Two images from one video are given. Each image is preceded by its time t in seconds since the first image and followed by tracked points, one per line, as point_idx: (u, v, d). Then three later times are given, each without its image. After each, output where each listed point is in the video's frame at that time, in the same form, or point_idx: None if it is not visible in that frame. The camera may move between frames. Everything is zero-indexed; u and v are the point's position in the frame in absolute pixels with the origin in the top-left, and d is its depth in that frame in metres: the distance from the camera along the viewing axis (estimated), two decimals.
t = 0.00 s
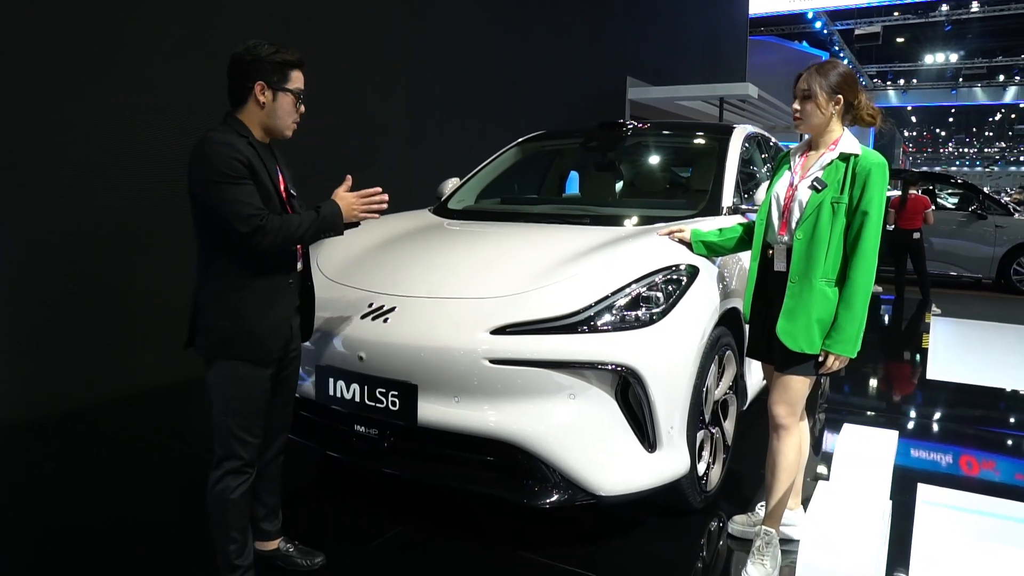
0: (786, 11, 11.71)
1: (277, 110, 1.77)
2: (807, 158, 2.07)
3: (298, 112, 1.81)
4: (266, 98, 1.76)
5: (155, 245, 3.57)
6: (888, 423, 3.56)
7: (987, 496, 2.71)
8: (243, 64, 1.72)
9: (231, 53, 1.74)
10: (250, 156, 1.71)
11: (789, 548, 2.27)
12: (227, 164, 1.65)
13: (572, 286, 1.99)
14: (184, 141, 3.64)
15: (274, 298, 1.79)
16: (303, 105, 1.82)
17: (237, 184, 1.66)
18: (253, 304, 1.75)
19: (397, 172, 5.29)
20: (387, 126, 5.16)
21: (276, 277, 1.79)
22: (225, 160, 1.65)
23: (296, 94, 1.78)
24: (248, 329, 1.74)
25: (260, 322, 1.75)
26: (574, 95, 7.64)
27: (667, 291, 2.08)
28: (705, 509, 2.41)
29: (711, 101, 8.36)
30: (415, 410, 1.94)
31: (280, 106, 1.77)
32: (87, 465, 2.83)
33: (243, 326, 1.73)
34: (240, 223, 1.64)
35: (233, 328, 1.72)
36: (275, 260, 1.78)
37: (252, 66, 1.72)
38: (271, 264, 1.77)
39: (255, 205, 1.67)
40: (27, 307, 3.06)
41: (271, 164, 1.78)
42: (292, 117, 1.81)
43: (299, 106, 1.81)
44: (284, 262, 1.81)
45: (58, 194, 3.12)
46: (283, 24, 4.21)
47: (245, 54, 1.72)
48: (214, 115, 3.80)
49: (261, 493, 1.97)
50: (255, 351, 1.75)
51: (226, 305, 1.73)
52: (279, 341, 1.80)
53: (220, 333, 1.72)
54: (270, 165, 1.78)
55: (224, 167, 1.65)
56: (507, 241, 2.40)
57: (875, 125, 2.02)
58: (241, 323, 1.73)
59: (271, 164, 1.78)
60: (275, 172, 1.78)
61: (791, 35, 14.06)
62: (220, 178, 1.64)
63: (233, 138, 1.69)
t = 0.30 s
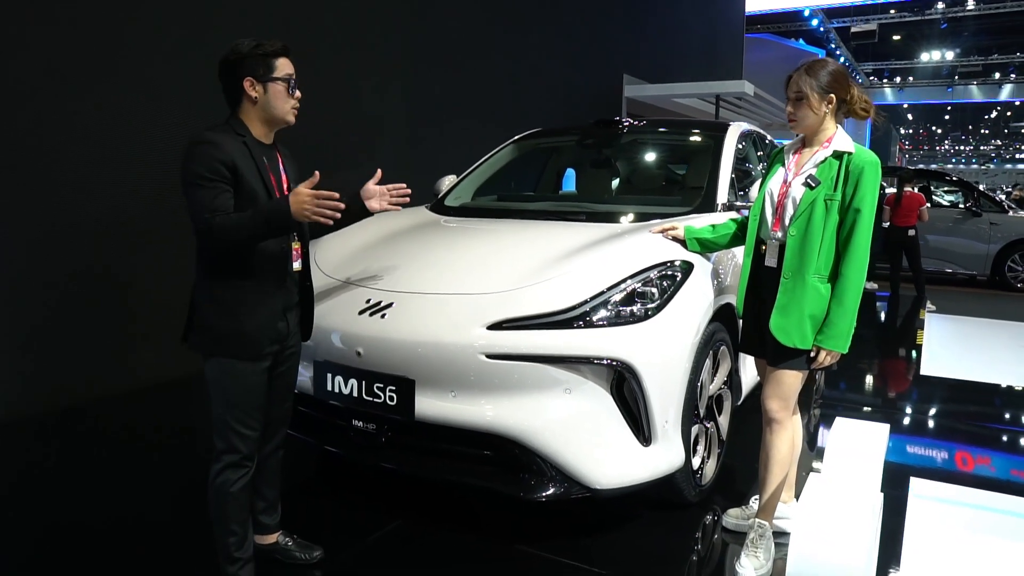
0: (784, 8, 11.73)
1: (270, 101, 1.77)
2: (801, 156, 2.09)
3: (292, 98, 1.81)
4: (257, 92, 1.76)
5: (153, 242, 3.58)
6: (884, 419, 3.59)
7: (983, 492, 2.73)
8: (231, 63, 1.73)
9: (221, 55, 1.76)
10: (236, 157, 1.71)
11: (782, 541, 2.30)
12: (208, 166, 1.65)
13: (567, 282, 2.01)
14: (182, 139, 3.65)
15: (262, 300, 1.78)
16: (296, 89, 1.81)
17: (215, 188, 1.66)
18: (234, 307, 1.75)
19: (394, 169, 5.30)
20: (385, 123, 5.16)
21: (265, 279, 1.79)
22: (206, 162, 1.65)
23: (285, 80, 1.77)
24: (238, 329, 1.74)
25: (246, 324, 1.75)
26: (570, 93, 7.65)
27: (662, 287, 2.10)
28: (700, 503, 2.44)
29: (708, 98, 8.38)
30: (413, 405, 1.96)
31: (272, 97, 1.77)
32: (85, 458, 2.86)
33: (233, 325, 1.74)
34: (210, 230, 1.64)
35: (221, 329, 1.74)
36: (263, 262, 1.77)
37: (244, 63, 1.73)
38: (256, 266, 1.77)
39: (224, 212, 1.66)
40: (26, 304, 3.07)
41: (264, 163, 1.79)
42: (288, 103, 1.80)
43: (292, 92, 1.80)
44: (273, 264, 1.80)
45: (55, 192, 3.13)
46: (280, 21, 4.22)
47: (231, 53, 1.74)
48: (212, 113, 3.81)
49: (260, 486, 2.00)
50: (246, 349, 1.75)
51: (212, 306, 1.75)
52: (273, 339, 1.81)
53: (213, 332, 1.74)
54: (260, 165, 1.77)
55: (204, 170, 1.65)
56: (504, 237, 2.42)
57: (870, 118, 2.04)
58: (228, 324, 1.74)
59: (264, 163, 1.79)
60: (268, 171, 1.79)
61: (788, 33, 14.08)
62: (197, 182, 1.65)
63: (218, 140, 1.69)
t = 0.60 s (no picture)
0: (781, 6, 11.75)
1: (265, 98, 1.78)
2: (795, 152, 2.11)
3: (287, 94, 1.81)
4: (252, 89, 1.78)
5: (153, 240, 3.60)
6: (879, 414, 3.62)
7: (979, 487, 2.76)
8: (226, 61, 1.75)
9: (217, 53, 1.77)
10: (230, 155, 1.71)
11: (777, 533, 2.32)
12: (201, 163, 1.66)
13: (564, 277, 2.03)
14: (180, 135, 3.66)
15: (257, 296, 1.79)
16: (291, 84, 1.82)
17: (208, 185, 1.67)
18: (229, 303, 1.75)
19: (392, 166, 5.31)
20: (383, 119, 5.17)
21: (261, 275, 1.79)
22: (199, 160, 1.67)
23: (279, 75, 1.78)
24: (234, 324, 1.75)
25: (242, 319, 1.76)
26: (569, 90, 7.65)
27: (658, 281, 2.12)
28: (696, 496, 2.46)
29: (705, 95, 8.40)
30: (411, 398, 1.98)
31: (266, 93, 1.77)
32: (85, 454, 2.87)
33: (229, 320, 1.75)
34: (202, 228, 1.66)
35: (217, 324, 1.75)
36: (258, 258, 1.78)
37: (243, 61, 1.74)
38: (252, 262, 1.77)
39: (216, 210, 1.67)
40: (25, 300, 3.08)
41: (260, 159, 1.80)
42: (283, 99, 1.81)
43: (287, 87, 1.81)
44: (269, 259, 1.80)
45: (53, 188, 3.14)
46: (278, 20, 4.23)
47: (226, 51, 1.75)
48: (210, 109, 3.82)
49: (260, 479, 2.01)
50: (242, 343, 1.76)
51: (207, 299, 1.76)
52: (271, 333, 1.82)
53: (210, 327, 1.75)
54: (255, 162, 1.78)
55: (197, 168, 1.66)
56: (501, 233, 2.43)
57: (862, 113, 2.07)
58: (223, 318, 1.75)
59: (259, 159, 1.80)
60: (264, 167, 1.80)
61: (785, 30, 14.09)
62: (190, 179, 1.67)
63: (212, 138, 1.70)
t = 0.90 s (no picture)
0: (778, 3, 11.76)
1: (264, 93, 1.78)
2: (792, 148, 2.12)
3: (287, 90, 1.81)
4: (252, 85, 1.78)
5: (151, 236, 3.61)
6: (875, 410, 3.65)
7: (974, 481, 2.78)
8: (226, 57, 1.76)
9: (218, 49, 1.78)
10: (231, 151, 1.72)
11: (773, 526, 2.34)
12: (201, 159, 1.67)
13: (562, 272, 2.04)
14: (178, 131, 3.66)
15: (257, 291, 1.79)
16: (291, 80, 1.81)
17: (208, 180, 1.68)
18: (228, 298, 1.76)
19: (390, 162, 5.31)
20: (381, 116, 5.17)
21: (261, 270, 1.79)
22: (200, 156, 1.68)
23: (279, 71, 1.77)
24: (233, 319, 1.76)
25: (241, 314, 1.76)
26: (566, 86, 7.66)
27: (656, 276, 2.13)
28: (694, 490, 2.48)
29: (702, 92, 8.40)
30: (412, 392, 1.99)
31: (266, 89, 1.77)
32: (84, 450, 2.88)
33: (228, 315, 1.75)
34: (201, 223, 1.66)
35: (216, 318, 1.75)
36: (258, 253, 1.78)
37: (243, 57, 1.75)
38: (252, 257, 1.77)
39: (215, 206, 1.67)
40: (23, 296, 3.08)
41: (260, 153, 1.81)
42: (283, 94, 1.80)
43: (287, 83, 1.80)
44: (270, 254, 1.80)
45: (50, 184, 3.14)
46: (276, 16, 4.22)
47: (226, 47, 1.76)
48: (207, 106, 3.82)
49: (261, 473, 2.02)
50: (242, 337, 1.77)
51: (208, 294, 1.77)
52: (272, 327, 1.83)
53: (209, 321, 1.76)
54: (256, 158, 1.78)
55: (197, 163, 1.67)
56: (500, 229, 2.44)
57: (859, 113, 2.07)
58: (223, 312, 1.75)
59: (259, 153, 1.81)
60: (264, 162, 1.81)
61: (782, 27, 14.07)
62: (190, 175, 1.68)
63: (212, 134, 1.71)
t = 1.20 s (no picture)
0: None
1: (268, 84, 1.79)
2: (790, 144, 2.13)
3: (289, 76, 1.82)
4: (254, 78, 1.78)
5: (149, 233, 3.61)
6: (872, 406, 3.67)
7: (968, 476, 2.80)
8: (226, 56, 1.77)
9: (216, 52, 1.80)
10: (241, 148, 1.72)
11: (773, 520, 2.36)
12: (212, 155, 1.67)
13: (563, 268, 2.05)
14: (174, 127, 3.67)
15: (260, 289, 1.80)
16: (291, 68, 1.82)
17: (219, 176, 1.68)
18: (232, 295, 1.77)
19: (388, 160, 5.32)
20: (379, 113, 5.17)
21: (264, 268, 1.80)
22: (211, 151, 1.67)
23: (278, 60, 1.78)
24: (237, 316, 1.77)
25: (244, 310, 1.77)
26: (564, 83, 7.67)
27: (656, 273, 2.14)
28: (693, 485, 2.50)
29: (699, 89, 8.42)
30: (414, 387, 2.00)
31: (269, 79, 1.78)
32: (83, 446, 2.89)
33: (233, 312, 1.76)
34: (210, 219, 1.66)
35: (220, 314, 1.76)
36: (261, 250, 1.78)
37: (245, 54, 1.76)
38: (257, 255, 1.78)
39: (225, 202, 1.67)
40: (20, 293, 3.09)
41: (268, 151, 1.81)
42: (286, 83, 1.82)
43: (287, 70, 1.82)
44: (274, 253, 1.82)
45: (48, 181, 3.15)
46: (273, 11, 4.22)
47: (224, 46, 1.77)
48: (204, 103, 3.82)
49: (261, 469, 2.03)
50: (245, 333, 1.78)
51: (211, 290, 1.77)
52: (275, 324, 1.83)
53: (213, 317, 1.77)
54: (264, 156, 1.79)
55: (208, 158, 1.67)
56: (500, 225, 2.45)
57: (857, 109, 2.05)
58: (226, 309, 1.76)
59: (268, 151, 1.81)
60: (272, 159, 1.81)
61: (778, 24, 14.07)
62: (200, 169, 1.67)
63: (222, 130, 1.71)
